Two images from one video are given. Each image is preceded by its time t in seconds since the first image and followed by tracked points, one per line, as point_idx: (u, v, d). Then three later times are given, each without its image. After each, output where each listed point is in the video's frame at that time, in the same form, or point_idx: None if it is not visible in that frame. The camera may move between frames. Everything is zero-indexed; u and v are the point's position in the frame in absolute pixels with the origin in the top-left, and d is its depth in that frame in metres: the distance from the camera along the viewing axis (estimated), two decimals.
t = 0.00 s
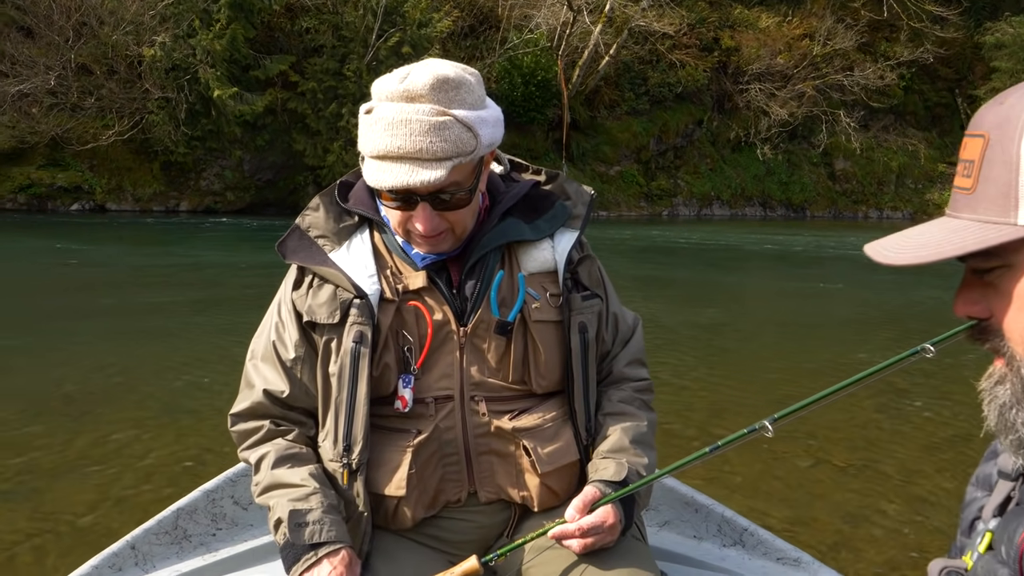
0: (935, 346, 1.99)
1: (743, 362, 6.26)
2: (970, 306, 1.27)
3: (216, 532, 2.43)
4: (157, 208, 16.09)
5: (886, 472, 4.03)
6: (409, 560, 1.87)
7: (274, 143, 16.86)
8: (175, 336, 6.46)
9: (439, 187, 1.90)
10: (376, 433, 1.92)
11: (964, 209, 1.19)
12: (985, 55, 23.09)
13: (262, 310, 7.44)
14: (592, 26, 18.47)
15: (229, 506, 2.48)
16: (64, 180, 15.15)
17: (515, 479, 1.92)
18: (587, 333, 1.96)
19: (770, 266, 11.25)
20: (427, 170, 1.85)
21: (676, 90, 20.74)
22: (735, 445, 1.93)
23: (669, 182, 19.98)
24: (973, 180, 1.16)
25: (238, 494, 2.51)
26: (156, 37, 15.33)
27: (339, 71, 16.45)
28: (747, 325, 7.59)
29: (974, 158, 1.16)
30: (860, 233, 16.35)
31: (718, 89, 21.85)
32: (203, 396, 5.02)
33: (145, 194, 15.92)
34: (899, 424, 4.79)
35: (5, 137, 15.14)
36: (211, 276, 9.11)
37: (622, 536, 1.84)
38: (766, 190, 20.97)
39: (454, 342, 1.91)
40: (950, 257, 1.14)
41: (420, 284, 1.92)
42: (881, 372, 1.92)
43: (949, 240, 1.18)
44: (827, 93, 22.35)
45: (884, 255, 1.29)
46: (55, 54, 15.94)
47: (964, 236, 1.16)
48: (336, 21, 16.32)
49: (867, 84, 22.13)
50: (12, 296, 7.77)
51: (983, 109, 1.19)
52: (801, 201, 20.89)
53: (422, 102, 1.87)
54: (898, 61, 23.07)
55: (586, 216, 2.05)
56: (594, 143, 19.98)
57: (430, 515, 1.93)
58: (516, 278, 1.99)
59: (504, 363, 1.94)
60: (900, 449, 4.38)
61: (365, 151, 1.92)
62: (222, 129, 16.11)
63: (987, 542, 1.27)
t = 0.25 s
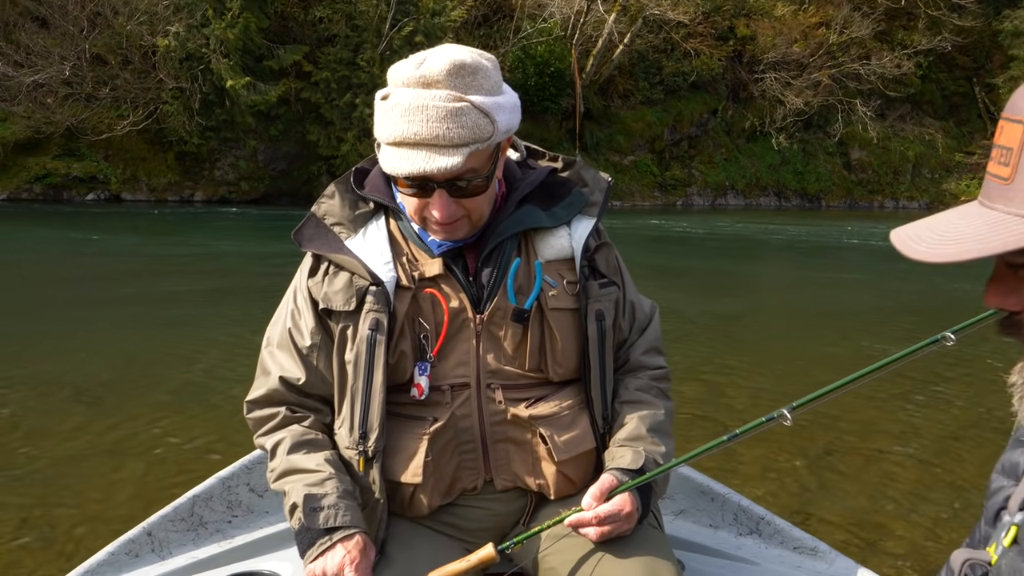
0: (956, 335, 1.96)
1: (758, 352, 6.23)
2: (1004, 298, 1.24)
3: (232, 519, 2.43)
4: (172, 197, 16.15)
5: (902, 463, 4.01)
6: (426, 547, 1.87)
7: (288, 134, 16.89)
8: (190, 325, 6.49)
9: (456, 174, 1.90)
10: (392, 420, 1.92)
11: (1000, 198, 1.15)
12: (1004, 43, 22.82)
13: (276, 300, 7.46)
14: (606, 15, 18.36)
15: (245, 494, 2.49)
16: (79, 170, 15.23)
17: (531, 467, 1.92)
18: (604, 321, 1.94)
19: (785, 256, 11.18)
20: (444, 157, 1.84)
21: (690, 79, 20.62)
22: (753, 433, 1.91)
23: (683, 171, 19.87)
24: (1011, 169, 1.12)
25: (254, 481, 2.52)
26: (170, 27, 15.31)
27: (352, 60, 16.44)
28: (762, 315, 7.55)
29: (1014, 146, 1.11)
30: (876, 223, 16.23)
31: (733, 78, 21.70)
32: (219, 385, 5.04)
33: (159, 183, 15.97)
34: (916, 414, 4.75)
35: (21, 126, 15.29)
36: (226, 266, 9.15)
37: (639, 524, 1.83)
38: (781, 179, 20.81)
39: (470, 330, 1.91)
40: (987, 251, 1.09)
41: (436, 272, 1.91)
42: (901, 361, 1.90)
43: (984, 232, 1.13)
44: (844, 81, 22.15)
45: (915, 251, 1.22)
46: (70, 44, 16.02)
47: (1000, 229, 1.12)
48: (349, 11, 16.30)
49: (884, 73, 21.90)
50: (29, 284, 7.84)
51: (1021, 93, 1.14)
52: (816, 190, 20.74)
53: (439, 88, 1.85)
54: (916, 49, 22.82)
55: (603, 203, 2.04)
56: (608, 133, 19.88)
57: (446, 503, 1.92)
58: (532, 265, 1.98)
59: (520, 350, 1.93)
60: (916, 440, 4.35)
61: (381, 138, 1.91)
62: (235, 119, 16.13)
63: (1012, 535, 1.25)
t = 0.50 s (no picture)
0: (966, 319, 1.93)
1: (763, 339, 6.21)
2: None
3: (235, 504, 2.43)
4: (176, 183, 16.15)
5: (908, 450, 3.98)
6: (429, 533, 1.86)
7: (292, 120, 16.83)
8: (194, 311, 6.49)
9: (461, 155, 1.87)
10: (396, 405, 1.90)
11: None
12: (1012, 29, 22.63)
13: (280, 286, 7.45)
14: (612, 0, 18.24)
15: (247, 479, 2.49)
16: (84, 156, 15.22)
17: (535, 452, 1.90)
18: (609, 306, 1.92)
19: (791, 243, 11.13)
20: (449, 137, 1.82)
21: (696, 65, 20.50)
22: (760, 419, 1.89)
23: (688, 158, 19.79)
24: None
25: (256, 466, 2.52)
26: (173, 12, 15.23)
27: (357, 46, 16.39)
28: (768, 301, 7.52)
29: None
30: (882, 210, 16.17)
31: (739, 65, 21.57)
32: (223, 371, 5.04)
33: (163, 170, 15.97)
34: (922, 401, 4.73)
35: (24, 112, 15.25)
36: (230, 252, 9.14)
37: (644, 510, 1.82)
38: (787, 166, 20.70)
39: (474, 314, 1.89)
40: None
41: (440, 256, 1.89)
42: (909, 346, 1.88)
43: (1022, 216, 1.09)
44: (850, 68, 22.01)
45: (946, 237, 1.17)
46: (74, 30, 15.99)
47: None
48: None
49: (891, 59, 21.74)
50: (33, 271, 7.84)
51: None
52: (822, 176, 20.63)
53: (444, 67, 1.83)
54: (923, 35, 22.65)
55: (609, 186, 2.01)
56: (612, 119, 19.77)
57: (450, 488, 1.91)
58: (537, 249, 1.95)
59: (525, 335, 1.92)
60: (923, 426, 4.32)
61: (385, 118, 1.88)
62: (239, 105, 16.07)
63: None
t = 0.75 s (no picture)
0: (979, 300, 1.90)
1: (768, 321, 6.18)
2: None
3: (237, 487, 2.42)
4: (180, 167, 16.14)
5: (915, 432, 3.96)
6: (433, 517, 1.84)
7: (295, 103, 16.73)
8: (197, 294, 6.48)
9: (470, 121, 1.84)
10: (398, 388, 1.88)
11: None
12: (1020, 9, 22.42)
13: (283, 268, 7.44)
14: None
15: (249, 462, 2.48)
16: (87, 140, 15.21)
17: (540, 436, 1.88)
18: (615, 287, 1.89)
19: (795, 225, 11.08)
20: (459, 102, 1.79)
21: (700, 47, 20.35)
22: (769, 401, 1.86)
23: (692, 140, 19.69)
24: None
25: (258, 450, 2.51)
26: None
27: (360, 29, 16.35)
28: (773, 284, 7.49)
29: None
30: (887, 192, 16.08)
31: (744, 46, 21.39)
32: (227, 354, 5.03)
33: (167, 153, 15.93)
34: (929, 384, 4.70)
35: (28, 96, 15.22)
36: (234, 235, 9.13)
37: (650, 493, 1.79)
38: (792, 148, 20.57)
39: (478, 296, 1.86)
40: None
41: (442, 236, 1.86)
42: (920, 328, 1.85)
43: None
44: (856, 49, 21.85)
45: (986, 208, 1.24)
46: (76, 13, 15.88)
47: None
48: None
49: (897, 41, 21.55)
50: (37, 254, 7.83)
51: None
52: (827, 159, 20.52)
53: (445, 33, 1.79)
54: (930, 16, 22.45)
55: (614, 165, 1.98)
56: (617, 101, 19.65)
57: (454, 472, 1.89)
58: (541, 229, 1.92)
59: (529, 317, 1.89)
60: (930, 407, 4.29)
61: (389, 93, 1.84)
62: (242, 88, 15.97)
63: None
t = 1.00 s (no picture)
0: (1000, 288, 1.85)
1: (781, 310, 6.14)
2: None
3: (246, 482, 2.40)
4: (189, 158, 16.16)
5: (930, 425, 3.92)
6: (445, 514, 1.81)
7: (302, 93, 16.64)
8: (207, 285, 6.47)
9: (487, 91, 1.81)
10: (408, 383, 1.85)
11: None
12: None
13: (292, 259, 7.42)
14: None
15: (259, 457, 2.47)
16: (97, 132, 15.24)
17: (552, 430, 1.84)
18: (626, 277, 1.85)
19: (806, 212, 11.01)
20: (479, 68, 1.75)
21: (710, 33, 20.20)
22: (785, 393, 1.82)
23: (702, 128, 19.57)
24: None
25: (267, 444, 2.50)
26: None
27: (367, 18, 16.32)
28: (785, 272, 7.44)
29: None
30: (898, 179, 15.96)
31: (753, 32, 21.20)
32: (236, 346, 5.01)
33: (176, 145, 15.95)
34: (944, 375, 4.65)
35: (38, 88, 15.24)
36: (243, 226, 9.12)
37: (664, 489, 1.76)
38: (802, 135, 20.42)
39: (487, 288, 1.83)
40: None
41: (451, 227, 1.83)
42: (938, 318, 1.81)
43: None
44: (866, 34, 21.66)
45: None
46: (85, 5, 15.91)
47: None
48: None
49: (908, 25, 21.32)
50: (48, 246, 7.84)
51: None
52: (838, 145, 20.38)
53: (449, 7, 1.78)
54: None
55: (624, 152, 1.93)
56: (625, 89, 19.52)
57: (465, 467, 1.86)
58: (551, 219, 1.89)
59: (539, 309, 1.85)
60: (944, 400, 4.26)
61: (399, 76, 1.80)
62: (250, 79, 15.94)
63: None
